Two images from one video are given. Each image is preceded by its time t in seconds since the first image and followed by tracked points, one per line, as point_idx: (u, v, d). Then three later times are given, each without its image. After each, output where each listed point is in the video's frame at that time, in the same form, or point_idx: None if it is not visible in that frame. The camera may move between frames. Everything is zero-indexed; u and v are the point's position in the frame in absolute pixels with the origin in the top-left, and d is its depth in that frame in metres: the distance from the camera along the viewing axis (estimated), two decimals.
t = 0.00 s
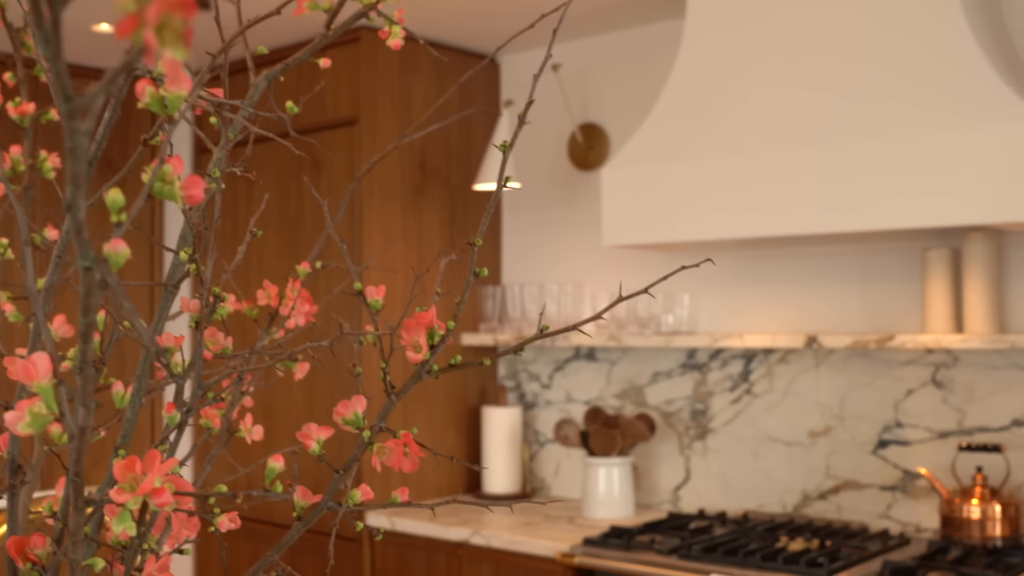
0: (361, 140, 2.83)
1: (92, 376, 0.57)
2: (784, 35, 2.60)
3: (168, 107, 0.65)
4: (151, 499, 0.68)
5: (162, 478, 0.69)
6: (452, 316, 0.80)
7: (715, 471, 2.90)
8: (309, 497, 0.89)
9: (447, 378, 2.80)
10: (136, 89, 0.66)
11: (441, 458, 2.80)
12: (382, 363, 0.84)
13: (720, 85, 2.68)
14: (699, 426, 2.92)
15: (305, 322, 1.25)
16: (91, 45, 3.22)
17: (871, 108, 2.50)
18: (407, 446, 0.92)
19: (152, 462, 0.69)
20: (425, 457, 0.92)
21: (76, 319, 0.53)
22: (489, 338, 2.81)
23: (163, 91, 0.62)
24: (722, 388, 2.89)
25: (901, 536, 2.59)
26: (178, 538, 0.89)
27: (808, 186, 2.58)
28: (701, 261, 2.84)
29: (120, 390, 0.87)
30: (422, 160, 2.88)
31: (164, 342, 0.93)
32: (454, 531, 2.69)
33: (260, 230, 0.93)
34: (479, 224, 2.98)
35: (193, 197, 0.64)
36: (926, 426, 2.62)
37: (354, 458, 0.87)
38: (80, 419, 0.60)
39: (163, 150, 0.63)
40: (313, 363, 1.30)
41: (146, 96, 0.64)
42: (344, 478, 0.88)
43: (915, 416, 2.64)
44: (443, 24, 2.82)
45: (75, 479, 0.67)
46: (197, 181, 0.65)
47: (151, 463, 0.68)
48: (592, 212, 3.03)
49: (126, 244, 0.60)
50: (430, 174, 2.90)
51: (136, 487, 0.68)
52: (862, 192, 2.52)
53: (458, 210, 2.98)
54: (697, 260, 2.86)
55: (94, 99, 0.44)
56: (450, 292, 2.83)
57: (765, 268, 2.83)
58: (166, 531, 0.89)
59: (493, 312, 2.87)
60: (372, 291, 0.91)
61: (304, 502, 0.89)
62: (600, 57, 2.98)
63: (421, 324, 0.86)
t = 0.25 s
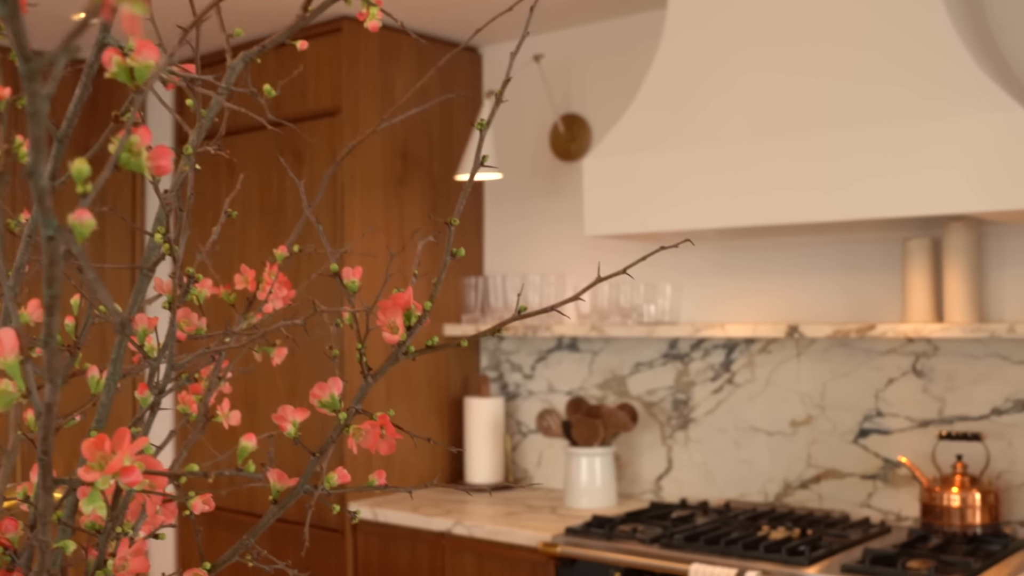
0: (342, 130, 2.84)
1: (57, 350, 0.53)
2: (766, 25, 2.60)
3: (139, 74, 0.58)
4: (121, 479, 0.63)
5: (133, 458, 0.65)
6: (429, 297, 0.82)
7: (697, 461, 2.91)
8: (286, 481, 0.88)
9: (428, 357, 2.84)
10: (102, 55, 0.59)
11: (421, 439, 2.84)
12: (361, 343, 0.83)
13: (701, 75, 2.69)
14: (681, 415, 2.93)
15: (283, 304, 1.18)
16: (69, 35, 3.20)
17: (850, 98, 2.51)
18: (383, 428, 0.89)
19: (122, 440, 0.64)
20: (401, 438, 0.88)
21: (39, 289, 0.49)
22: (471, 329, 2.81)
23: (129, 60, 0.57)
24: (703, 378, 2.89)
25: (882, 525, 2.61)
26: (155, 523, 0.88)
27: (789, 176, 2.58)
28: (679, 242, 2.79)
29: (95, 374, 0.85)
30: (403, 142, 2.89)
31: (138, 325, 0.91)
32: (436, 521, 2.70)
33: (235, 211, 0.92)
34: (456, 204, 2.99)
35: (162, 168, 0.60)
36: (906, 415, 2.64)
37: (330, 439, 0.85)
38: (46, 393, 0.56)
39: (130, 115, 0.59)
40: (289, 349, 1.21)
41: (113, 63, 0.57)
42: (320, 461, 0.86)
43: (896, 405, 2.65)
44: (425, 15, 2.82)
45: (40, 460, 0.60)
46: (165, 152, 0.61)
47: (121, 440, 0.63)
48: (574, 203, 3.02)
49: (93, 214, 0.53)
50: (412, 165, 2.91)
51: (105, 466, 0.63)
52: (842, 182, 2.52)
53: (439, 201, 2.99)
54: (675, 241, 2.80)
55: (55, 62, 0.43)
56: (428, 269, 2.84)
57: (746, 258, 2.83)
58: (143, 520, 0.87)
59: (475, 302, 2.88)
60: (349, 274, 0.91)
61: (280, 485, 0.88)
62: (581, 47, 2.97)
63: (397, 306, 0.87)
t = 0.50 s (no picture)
0: (323, 118, 2.83)
1: (20, 327, 0.48)
2: (746, 13, 2.60)
3: (103, 42, 0.52)
4: (90, 455, 0.57)
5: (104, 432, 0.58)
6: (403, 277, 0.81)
7: (678, 450, 2.91)
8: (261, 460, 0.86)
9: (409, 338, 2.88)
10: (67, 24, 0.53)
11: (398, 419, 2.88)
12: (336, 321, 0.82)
13: (682, 64, 2.68)
14: (663, 404, 2.93)
15: (263, 290, 1.09)
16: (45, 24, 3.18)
17: (829, 86, 2.51)
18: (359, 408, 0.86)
19: (92, 416, 0.57)
20: (379, 419, 0.86)
21: (4, 259, 0.44)
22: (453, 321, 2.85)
23: (95, 26, 0.52)
24: (685, 367, 2.90)
25: (863, 512, 2.62)
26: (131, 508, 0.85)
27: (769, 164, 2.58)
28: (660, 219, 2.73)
29: (70, 358, 0.82)
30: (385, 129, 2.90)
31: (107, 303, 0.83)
32: (418, 510, 2.71)
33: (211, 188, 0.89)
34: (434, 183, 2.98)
35: (129, 135, 0.50)
36: (887, 403, 2.65)
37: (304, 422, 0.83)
38: (13, 366, 0.50)
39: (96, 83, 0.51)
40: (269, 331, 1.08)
41: (78, 32, 0.52)
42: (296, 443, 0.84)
43: (877, 393, 2.66)
44: (406, 4, 2.81)
45: (7, 436, 0.56)
46: (134, 118, 0.51)
47: (90, 415, 0.57)
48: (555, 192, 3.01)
49: (57, 179, 0.45)
50: (393, 154, 2.92)
51: (74, 442, 0.57)
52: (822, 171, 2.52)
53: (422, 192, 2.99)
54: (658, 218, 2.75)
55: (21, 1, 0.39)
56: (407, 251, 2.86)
57: (727, 247, 2.83)
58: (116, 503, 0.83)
59: (456, 292, 2.88)
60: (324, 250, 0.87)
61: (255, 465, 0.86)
62: (563, 36, 2.96)
63: (375, 284, 0.83)
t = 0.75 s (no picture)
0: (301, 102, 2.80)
1: None
2: None
3: None
4: (48, 427, 0.49)
5: (65, 402, 0.51)
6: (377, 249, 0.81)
7: (658, 438, 2.91)
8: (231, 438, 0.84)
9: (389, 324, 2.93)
10: None
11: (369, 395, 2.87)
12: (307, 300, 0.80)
13: (663, 50, 2.66)
14: (643, 392, 2.93)
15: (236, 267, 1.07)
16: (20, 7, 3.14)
17: (811, 73, 2.49)
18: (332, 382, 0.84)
19: (52, 383, 0.50)
20: (350, 394, 0.83)
21: None
22: (433, 309, 2.89)
23: None
24: (666, 354, 2.89)
25: (842, 500, 2.62)
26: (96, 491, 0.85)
27: (751, 151, 2.57)
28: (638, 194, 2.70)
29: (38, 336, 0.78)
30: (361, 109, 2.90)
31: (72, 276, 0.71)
32: (398, 498, 2.72)
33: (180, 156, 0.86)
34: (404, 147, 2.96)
35: (88, 88, 0.45)
36: (867, 391, 2.64)
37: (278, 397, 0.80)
38: None
39: (54, 35, 0.47)
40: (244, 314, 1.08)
41: None
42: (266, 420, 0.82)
43: (857, 381, 2.65)
44: None
45: None
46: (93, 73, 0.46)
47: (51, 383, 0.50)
48: (536, 180, 3.00)
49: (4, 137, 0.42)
50: (373, 141, 2.93)
51: (33, 410, 0.49)
52: (803, 158, 2.51)
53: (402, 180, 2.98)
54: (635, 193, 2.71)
55: None
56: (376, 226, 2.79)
57: (709, 234, 2.81)
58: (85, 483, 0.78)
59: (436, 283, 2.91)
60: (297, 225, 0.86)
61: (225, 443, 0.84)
62: (545, 22, 2.94)
63: (347, 257, 0.81)
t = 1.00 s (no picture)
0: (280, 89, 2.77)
1: None
2: None
3: None
4: (9, 394, 0.48)
5: (26, 370, 0.50)
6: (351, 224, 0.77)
7: (639, 426, 2.90)
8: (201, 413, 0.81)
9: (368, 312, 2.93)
10: None
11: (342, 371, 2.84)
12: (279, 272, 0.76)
13: (643, 37, 2.65)
14: (623, 380, 2.92)
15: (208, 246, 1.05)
16: None
17: (791, 60, 2.48)
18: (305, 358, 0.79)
19: (14, 353, 0.50)
20: (323, 371, 0.78)
21: None
22: (412, 296, 2.88)
23: None
24: (646, 342, 2.88)
25: (822, 488, 2.62)
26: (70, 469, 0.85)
27: (731, 138, 2.56)
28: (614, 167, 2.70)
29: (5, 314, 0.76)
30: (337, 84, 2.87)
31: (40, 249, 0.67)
32: (377, 487, 2.72)
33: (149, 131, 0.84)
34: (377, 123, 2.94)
35: (47, 44, 0.42)
36: (848, 378, 2.65)
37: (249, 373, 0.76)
38: None
39: None
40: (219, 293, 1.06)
41: None
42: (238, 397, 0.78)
43: (838, 369, 2.65)
44: None
45: None
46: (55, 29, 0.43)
47: (14, 352, 0.50)
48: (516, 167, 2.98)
49: None
50: (353, 125, 2.92)
51: None
52: (784, 145, 2.50)
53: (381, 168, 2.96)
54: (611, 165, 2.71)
55: None
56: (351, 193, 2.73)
57: (689, 222, 2.80)
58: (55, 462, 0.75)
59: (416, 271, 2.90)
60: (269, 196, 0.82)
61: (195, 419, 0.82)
62: (524, 9, 2.92)
63: (320, 230, 0.77)
